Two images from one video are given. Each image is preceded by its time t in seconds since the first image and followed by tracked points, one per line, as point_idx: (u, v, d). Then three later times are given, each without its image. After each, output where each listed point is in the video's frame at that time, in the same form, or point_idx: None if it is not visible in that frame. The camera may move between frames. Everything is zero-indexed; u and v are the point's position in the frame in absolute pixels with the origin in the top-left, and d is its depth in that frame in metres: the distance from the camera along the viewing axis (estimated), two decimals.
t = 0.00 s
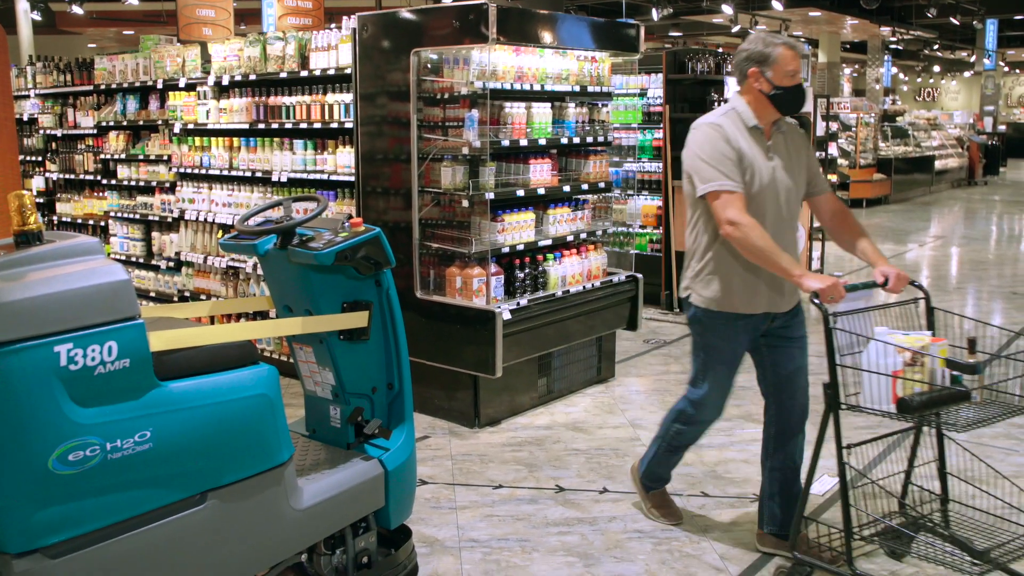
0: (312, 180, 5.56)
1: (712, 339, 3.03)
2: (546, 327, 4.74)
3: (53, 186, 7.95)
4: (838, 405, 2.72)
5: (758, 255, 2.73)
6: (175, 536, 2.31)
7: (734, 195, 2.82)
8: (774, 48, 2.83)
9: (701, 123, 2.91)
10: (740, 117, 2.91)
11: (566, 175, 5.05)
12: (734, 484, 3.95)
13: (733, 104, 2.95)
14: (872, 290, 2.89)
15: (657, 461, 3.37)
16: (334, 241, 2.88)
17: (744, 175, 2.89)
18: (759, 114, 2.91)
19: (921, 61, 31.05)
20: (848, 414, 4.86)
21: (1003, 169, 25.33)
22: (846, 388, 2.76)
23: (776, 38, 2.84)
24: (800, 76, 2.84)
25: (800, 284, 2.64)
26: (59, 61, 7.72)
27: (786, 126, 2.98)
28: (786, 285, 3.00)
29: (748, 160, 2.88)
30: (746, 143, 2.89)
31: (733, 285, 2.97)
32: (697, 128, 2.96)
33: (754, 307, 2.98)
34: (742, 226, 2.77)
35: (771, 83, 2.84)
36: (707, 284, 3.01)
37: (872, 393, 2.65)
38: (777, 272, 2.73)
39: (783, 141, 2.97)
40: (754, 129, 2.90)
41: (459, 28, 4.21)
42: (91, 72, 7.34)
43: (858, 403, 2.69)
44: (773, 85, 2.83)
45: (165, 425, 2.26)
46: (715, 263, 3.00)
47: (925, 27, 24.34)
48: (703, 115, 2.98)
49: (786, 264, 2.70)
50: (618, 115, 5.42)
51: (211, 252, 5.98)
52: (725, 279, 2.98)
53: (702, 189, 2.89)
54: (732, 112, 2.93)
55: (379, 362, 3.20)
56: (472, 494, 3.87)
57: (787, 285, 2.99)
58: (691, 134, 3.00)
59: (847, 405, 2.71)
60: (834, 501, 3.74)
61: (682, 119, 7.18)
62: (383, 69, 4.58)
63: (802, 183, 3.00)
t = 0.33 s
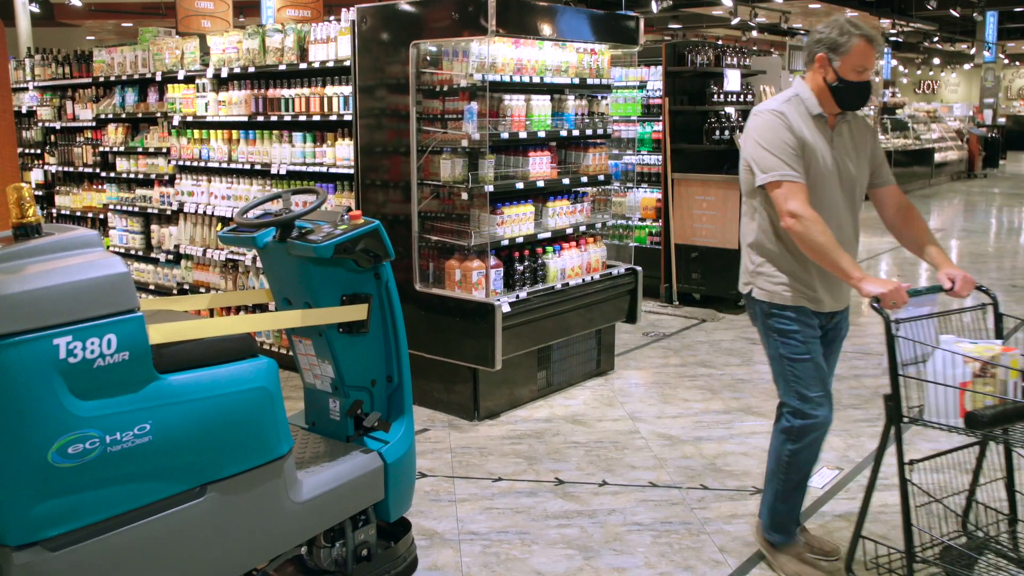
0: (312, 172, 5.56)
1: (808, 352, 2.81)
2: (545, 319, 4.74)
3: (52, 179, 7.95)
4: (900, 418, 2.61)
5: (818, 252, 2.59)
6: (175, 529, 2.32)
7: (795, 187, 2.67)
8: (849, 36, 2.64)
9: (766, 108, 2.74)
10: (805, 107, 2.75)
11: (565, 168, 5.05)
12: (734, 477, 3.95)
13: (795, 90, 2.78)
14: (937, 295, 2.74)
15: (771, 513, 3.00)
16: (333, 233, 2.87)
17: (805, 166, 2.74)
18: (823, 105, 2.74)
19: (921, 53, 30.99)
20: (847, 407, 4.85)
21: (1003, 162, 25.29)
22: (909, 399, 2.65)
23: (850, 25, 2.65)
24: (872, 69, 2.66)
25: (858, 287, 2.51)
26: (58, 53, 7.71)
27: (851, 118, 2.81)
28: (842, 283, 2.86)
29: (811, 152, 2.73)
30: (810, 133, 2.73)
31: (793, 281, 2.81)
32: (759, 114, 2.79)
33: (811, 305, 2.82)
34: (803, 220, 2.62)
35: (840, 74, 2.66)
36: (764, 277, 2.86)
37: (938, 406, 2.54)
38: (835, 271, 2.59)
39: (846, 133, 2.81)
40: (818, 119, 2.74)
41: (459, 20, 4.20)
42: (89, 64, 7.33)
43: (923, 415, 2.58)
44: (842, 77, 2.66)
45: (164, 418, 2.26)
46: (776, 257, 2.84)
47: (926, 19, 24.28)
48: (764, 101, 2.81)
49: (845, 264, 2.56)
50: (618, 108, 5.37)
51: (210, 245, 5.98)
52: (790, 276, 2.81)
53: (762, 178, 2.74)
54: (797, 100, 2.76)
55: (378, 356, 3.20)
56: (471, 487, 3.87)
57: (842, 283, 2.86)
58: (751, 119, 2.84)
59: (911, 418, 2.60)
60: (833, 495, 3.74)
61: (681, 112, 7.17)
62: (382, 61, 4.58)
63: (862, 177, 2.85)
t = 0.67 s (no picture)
0: (312, 168, 5.55)
1: (874, 370, 2.57)
2: (545, 315, 4.73)
3: (52, 174, 7.95)
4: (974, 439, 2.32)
5: (878, 264, 2.43)
6: (174, 524, 2.32)
7: (848, 197, 2.51)
8: (909, 38, 2.47)
9: (818, 115, 2.59)
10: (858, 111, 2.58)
11: (565, 163, 5.05)
12: (733, 473, 3.95)
13: (845, 93, 2.62)
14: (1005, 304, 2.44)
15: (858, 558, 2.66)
16: (332, 229, 2.85)
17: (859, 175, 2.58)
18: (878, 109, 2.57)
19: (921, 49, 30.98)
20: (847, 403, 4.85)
21: (1003, 157, 25.29)
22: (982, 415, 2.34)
23: (911, 26, 2.47)
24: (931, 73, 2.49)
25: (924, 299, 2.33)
26: (57, 48, 7.69)
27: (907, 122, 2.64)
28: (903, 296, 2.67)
29: (865, 159, 2.56)
30: (864, 140, 2.57)
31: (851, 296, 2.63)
32: (808, 120, 2.63)
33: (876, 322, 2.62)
34: (859, 232, 2.47)
35: (897, 78, 2.50)
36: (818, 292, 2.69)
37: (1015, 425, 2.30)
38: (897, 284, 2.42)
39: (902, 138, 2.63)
40: (873, 124, 2.58)
41: (458, 16, 4.20)
42: (88, 59, 7.33)
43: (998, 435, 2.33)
44: (899, 82, 2.50)
45: (163, 413, 2.25)
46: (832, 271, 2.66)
47: (926, 15, 24.26)
48: (812, 106, 2.66)
49: (907, 277, 2.39)
50: (618, 103, 5.45)
51: (210, 240, 5.98)
52: (850, 290, 2.61)
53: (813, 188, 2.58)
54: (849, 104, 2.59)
55: (377, 351, 3.19)
56: (471, 482, 3.87)
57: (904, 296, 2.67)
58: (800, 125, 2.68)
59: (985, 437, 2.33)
60: (833, 490, 3.75)
61: (681, 107, 7.16)
62: (381, 57, 4.57)
63: (919, 185, 2.68)
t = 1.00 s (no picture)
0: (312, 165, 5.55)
1: (912, 388, 2.41)
2: (544, 312, 4.73)
3: (52, 171, 7.95)
4: None
5: (954, 271, 2.21)
6: (179, 519, 2.32)
7: (918, 196, 2.28)
8: (980, 20, 2.27)
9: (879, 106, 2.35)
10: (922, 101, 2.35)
11: (565, 160, 5.05)
12: (733, 469, 3.95)
13: (905, 82, 2.39)
14: None
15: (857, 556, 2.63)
16: (336, 225, 2.86)
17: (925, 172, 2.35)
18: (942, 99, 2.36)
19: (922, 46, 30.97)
20: (847, 400, 4.85)
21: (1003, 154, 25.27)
22: None
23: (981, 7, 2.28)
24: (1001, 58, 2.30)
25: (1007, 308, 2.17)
26: (56, 45, 7.69)
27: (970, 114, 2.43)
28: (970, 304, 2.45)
29: (934, 154, 2.33)
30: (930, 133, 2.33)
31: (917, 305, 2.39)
32: (867, 113, 2.39)
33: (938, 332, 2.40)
34: (933, 235, 2.23)
35: (966, 63, 2.30)
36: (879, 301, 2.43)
37: None
38: (975, 293, 2.21)
39: (966, 130, 2.42)
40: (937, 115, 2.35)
41: (458, 12, 4.20)
42: (88, 57, 7.32)
43: None
44: (969, 67, 2.30)
45: (168, 409, 2.25)
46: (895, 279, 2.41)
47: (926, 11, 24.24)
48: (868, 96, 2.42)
49: (987, 284, 2.19)
50: (619, 100, 5.32)
51: (209, 237, 5.98)
52: (914, 298, 2.38)
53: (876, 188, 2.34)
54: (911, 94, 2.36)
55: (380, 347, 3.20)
56: (470, 479, 3.87)
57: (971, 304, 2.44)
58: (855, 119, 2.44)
59: None
60: (833, 487, 3.75)
61: (681, 104, 7.15)
62: (381, 53, 4.57)
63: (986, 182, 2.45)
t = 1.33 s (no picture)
0: (312, 162, 5.55)
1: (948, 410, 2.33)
2: (544, 309, 4.74)
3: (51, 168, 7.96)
4: None
5: None
6: (199, 509, 2.32)
7: (997, 204, 2.13)
8: None
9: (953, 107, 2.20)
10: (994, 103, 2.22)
11: (565, 157, 5.05)
12: (733, 465, 3.96)
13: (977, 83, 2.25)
14: None
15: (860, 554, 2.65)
16: (353, 220, 2.84)
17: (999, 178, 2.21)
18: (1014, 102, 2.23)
19: (922, 42, 30.92)
20: (847, 396, 4.86)
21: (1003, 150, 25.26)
22: None
23: None
24: None
25: None
26: (56, 42, 7.69)
27: None
28: None
29: (1008, 160, 2.19)
30: (1005, 137, 2.20)
31: (984, 320, 2.25)
32: (940, 114, 2.23)
33: (1003, 348, 2.27)
34: (1013, 246, 2.08)
35: None
36: (944, 317, 2.29)
37: None
38: None
39: None
40: (1011, 118, 2.22)
41: (458, 9, 4.19)
42: (87, 52, 7.30)
43: None
44: None
45: (190, 400, 2.24)
46: (960, 293, 2.27)
47: (926, 8, 24.23)
48: (937, 99, 2.27)
49: None
50: (619, 96, 5.40)
51: (210, 234, 5.99)
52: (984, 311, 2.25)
53: (949, 195, 2.18)
54: (983, 95, 2.22)
55: (395, 340, 3.17)
56: (471, 475, 3.88)
57: None
58: (922, 122, 2.28)
59: None
60: (833, 484, 3.76)
61: (681, 100, 7.13)
62: (381, 50, 4.56)
63: None
